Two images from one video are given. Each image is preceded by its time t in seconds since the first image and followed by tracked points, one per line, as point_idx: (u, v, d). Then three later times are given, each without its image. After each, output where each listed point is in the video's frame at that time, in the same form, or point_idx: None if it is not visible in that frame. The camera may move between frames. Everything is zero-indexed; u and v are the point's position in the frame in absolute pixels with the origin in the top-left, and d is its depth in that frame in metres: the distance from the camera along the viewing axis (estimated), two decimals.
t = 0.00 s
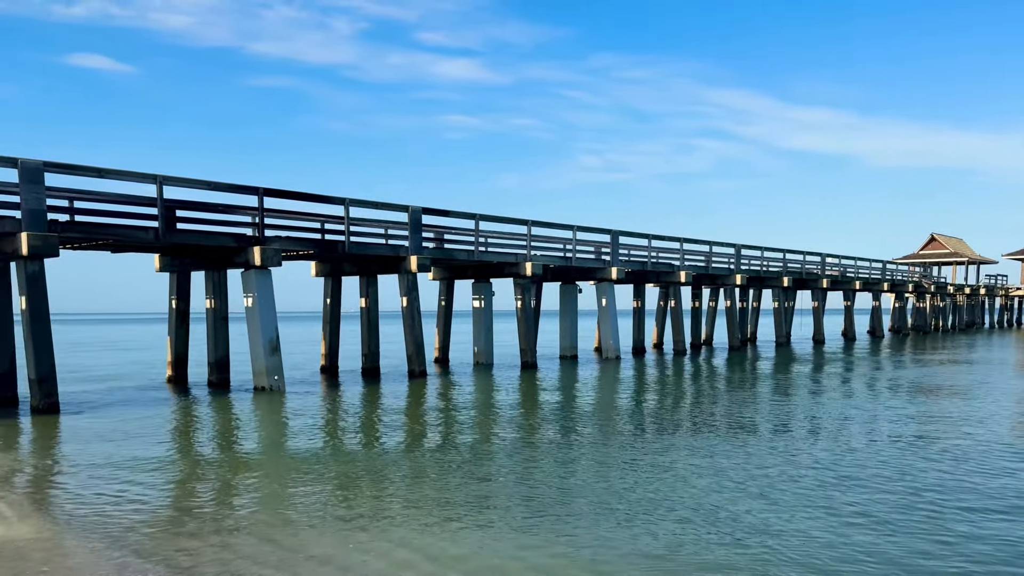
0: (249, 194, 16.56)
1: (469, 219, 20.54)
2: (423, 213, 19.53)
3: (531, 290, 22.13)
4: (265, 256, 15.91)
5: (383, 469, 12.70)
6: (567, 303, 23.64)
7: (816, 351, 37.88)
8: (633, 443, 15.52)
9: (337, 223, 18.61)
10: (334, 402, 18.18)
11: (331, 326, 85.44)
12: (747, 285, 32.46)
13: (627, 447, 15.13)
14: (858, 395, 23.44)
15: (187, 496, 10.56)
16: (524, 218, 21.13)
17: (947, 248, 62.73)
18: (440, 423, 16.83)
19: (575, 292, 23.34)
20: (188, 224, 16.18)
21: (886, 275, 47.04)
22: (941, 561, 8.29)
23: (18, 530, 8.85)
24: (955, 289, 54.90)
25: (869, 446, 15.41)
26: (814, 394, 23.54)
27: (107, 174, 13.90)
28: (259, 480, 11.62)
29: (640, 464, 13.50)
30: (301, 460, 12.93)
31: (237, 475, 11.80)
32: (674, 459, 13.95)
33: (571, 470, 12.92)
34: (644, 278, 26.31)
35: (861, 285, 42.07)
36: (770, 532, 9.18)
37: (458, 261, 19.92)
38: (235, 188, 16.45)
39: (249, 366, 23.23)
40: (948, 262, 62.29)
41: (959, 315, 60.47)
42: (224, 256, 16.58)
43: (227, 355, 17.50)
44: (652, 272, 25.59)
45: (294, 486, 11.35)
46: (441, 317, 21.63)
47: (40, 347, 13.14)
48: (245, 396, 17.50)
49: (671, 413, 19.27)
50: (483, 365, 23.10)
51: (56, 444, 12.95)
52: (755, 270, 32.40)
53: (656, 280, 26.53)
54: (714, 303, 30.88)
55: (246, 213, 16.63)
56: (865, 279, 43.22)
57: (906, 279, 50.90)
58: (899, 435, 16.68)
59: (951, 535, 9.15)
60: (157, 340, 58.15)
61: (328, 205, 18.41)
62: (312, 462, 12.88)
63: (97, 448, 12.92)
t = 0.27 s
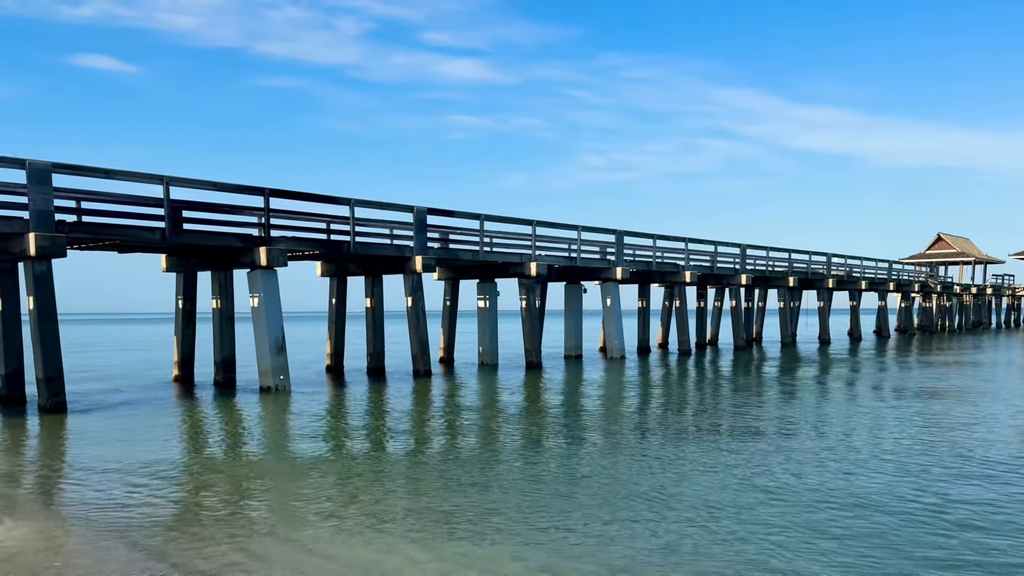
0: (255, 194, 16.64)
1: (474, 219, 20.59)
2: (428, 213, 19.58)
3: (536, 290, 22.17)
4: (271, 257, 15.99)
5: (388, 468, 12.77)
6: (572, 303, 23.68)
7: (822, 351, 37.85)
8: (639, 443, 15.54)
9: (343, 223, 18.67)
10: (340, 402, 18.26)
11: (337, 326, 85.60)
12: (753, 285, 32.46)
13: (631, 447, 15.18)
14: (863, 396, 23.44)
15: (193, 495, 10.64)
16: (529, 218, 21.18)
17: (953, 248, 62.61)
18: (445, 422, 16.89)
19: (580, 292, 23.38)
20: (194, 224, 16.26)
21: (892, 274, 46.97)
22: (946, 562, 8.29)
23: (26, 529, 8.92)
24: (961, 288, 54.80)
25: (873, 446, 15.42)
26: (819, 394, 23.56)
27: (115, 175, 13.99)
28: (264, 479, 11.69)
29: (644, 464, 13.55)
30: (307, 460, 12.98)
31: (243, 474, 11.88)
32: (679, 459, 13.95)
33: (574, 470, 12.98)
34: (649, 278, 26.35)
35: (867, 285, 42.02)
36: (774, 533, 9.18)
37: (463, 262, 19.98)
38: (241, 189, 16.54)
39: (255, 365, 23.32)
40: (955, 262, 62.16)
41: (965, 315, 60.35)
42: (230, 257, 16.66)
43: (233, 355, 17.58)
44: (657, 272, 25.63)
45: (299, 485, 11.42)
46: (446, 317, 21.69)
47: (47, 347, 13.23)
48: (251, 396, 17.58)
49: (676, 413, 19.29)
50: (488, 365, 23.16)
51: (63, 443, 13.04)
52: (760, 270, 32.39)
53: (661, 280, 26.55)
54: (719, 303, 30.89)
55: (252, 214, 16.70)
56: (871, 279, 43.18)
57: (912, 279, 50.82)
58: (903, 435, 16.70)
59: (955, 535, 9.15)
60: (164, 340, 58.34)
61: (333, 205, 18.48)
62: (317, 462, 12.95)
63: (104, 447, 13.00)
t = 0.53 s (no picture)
0: (258, 194, 16.72)
1: (477, 219, 20.64)
2: (431, 213, 19.65)
3: (539, 289, 22.22)
4: (274, 257, 16.06)
5: (390, 467, 12.83)
6: (574, 303, 23.73)
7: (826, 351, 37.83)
8: (641, 443, 15.59)
9: (346, 223, 18.74)
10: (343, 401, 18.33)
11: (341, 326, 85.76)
12: (756, 285, 32.47)
13: (632, 447, 15.22)
14: (866, 395, 23.45)
15: (196, 493, 10.71)
16: (531, 218, 21.23)
17: (957, 248, 62.53)
18: (447, 421, 16.95)
19: (582, 292, 23.43)
20: (198, 224, 16.35)
21: (895, 274, 46.94)
22: (945, 560, 8.29)
23: (31, 528, 8.99)
24: (966, 288, 54.72)
25: (874, 445, 15.44)
26: (822, 394, 23.57)
27: (119, 176, 14.08)
28: (266, 477, 11.76)
29: (645, 463, 13.59)
30: (310, 460, 13.03)
31: (245, 473, 11.95)
32: (681, 459, 13.98)
33: (575, 469, 13.04)
34: (652, 278, 26.39)
35: (871, 285, 42.00)
36: (774, 533, 9.19)
37: (465, 261, 20.04)
38: (245, 189, 16.62)
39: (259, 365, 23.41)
40: (959, 262, 62.09)
41: (970, 315, 60.26)
42: (233, 257, 16.74)
43: (237, 354, 17.67)
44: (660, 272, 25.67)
45: (301, 483, 11.50)
46: (449, 317, 21.75)
47: (52, 347, 13.33)
48: (254, 395, 17.66)
49: (678, 413, 19.33)
50: (491, 364, 23.22)
51: (68, 442, 13.14)
52: (763, 270, 32.40)
53: (663, 280, 26.59)
54: (722, 303, 30.92)
55: (256, 214, 16.78)
56: (875, 279, 43.15)
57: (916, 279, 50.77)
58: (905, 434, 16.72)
59: (957, 535, 9.13)
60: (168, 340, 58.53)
61: (336, 205, 18.55)
62: (320, 461, 13.02)
63: (108, 446, 13.08)
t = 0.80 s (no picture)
0: (261, 195, 16.80)
1: (478, 219, 20.70)
2: (433, 213, 19.72)
3: (540, 289, 22.28)
4: (276, 257, 16.14)
5: (390, 466, 12.90)
6: (576, 303, 23.80)
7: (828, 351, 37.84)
8: (642, 443, 15.62)
9: (348, 224, 18.82)
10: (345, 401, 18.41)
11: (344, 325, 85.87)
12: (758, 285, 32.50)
13: (633, 446, 15.28)
14: (867, 395, 23.48)
15: (198, 491, 10.79)
16: (533, 218, 21.29)
17: (960, 248, 62.48)
18: (449, 421, 17.02)
19: (584, 292, 23.50)
20: (201, 224, 16.43)
21: (898, 274, 46.92)
22: (942, 560, 8.33)
23: (34, 527, 9.06)
24: (969, 288, 54.67)
25: (875, 445, 15.47)
26: (824, 394, 23.60)
27: (122, 177, 14.17)
28: (268, 476, 11.84)
29: (645, 463, 13.64)
30: (312, 459, 13.11)
31: (246, 472, 12.03)
32: (682, 460, 14.00)
33: (576, 469, 13.10)
34: (653, 278, 26.45)
35: (873, 285, 41.99)
36: (773, 533, 9.21)
37: (467, 261, 20.11)
38: (247, 190, 16.70)
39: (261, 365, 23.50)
40: (963, 261, 62.04)
41: (973, 315, 60.21)
42: (236, 257, 16.82)
43: (239, 354, 17.75)
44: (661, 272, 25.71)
45: (302, 482, 11.57)
46: (451, 317, 21.82)
47: (56, 346, 13.41)
48: (257, 394, 17.74)
49: (678, 412, 19.40)
50: (493, 364, 23.29)
51: (71, 441, 13.22)
52: (765, 270, 32.43)
53: (665, 280, 26.64)
54: (724, 303, 30.95)
55: (258, 214, 16.86)
56: (877, 279, 43.14)
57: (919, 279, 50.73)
58: (905, 434, 16.77)
59: (955, 535, 9.17)
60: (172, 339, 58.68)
61: (338, 206, 18.63)
62: (321, 460, 13.09)
63: (111, 445, 13.16)
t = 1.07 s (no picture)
0: (262, 195, 16.86)
1: (480, 219, 20.77)
2: (434, 213, 19.78)
3: (542, 289, 22.34)
4: (278, 256, 16.20)
5: (392, 466, 12.97)
6: (577, 303, 23.86)
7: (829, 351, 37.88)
8: (642, 443, 15.66)
9: (350, 224, 18.88)
10: (347, 400, 18.48)
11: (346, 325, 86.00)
12: (759, 285, 32.56)
13: (635, 446, 15.36)
14: (868, 395, 23.54)
15: (200, 490, 10.85)
16: (534, 218, 21.35)
17: (962, 247, 62.50)
18: (450, 420, 17.11)
19: (585, 292, 23.56)
20: (203, 224, 16.50)
21: (900, 274, 46.95)
22: (939, 560, 8.35)
23: (37, 524, 9.12)
24: (970, 288, 54.69)
25: (875, 446, 15.51)
26: (824, 394, 23.67)
27: (125, 176, 14.23)
28: (271, 475, 11.93)
29: (645, 463, 13.70)
30: (313, 457, 13.19)
31: (249, 470, 12.11)
32: (683, 459, 14.02)
33: (577, 468, 13.17)
34: (654, 278, 26.51)
35: (875, 284, 42.02)
36: (772, 533, 9.23)
37: (468, 261, 20.17)
38: (249, 190, 16.76)
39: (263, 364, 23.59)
40: (964, 261, 62.05)
41: (975, 315, 60.23)
42: (238, 256, 16.88)
43: (241, 353, 17.82)
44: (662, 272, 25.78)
45: (305, 481, 11.65)
46: (452, 316, 21.89)
47: (59, 345, 13.47)
48: (258, 394, 17.82)
49: (678, 412, 19.49)
50: (494, 363, 23.37)
51: (74, 439, 13.29)
52: (766, 270, 32.48)
53: (666, 280, 26.70)
54: (725, 303, 31.01)
55: (260, 214, 16.92)
56: (879, 279, 43.17)
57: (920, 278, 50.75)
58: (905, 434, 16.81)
59: (953, 535, 9.19)
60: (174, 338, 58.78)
61: (340, 206, 18.69)
62: (322, 458, 13.17)
63: (113, 444, 13.23)
